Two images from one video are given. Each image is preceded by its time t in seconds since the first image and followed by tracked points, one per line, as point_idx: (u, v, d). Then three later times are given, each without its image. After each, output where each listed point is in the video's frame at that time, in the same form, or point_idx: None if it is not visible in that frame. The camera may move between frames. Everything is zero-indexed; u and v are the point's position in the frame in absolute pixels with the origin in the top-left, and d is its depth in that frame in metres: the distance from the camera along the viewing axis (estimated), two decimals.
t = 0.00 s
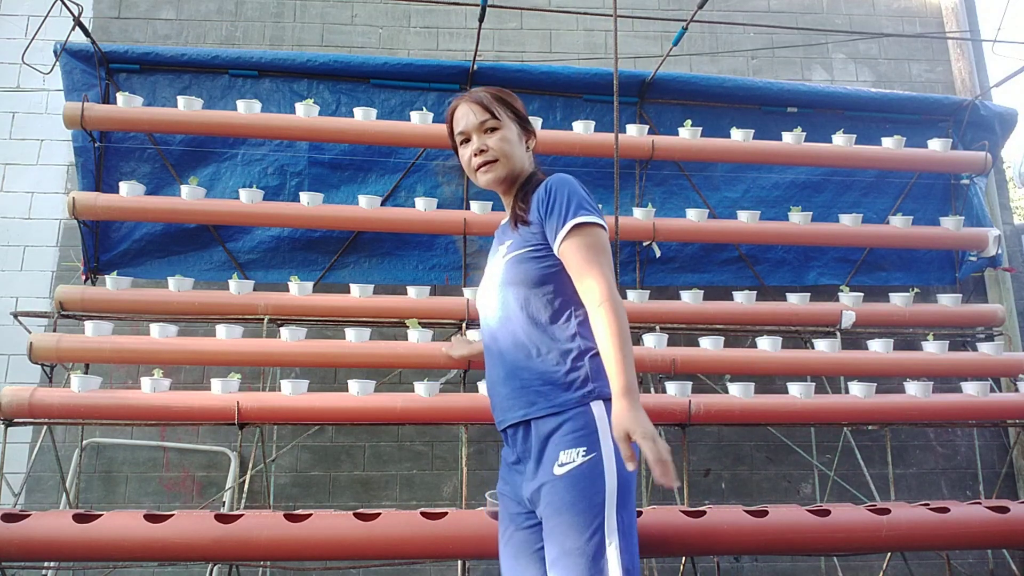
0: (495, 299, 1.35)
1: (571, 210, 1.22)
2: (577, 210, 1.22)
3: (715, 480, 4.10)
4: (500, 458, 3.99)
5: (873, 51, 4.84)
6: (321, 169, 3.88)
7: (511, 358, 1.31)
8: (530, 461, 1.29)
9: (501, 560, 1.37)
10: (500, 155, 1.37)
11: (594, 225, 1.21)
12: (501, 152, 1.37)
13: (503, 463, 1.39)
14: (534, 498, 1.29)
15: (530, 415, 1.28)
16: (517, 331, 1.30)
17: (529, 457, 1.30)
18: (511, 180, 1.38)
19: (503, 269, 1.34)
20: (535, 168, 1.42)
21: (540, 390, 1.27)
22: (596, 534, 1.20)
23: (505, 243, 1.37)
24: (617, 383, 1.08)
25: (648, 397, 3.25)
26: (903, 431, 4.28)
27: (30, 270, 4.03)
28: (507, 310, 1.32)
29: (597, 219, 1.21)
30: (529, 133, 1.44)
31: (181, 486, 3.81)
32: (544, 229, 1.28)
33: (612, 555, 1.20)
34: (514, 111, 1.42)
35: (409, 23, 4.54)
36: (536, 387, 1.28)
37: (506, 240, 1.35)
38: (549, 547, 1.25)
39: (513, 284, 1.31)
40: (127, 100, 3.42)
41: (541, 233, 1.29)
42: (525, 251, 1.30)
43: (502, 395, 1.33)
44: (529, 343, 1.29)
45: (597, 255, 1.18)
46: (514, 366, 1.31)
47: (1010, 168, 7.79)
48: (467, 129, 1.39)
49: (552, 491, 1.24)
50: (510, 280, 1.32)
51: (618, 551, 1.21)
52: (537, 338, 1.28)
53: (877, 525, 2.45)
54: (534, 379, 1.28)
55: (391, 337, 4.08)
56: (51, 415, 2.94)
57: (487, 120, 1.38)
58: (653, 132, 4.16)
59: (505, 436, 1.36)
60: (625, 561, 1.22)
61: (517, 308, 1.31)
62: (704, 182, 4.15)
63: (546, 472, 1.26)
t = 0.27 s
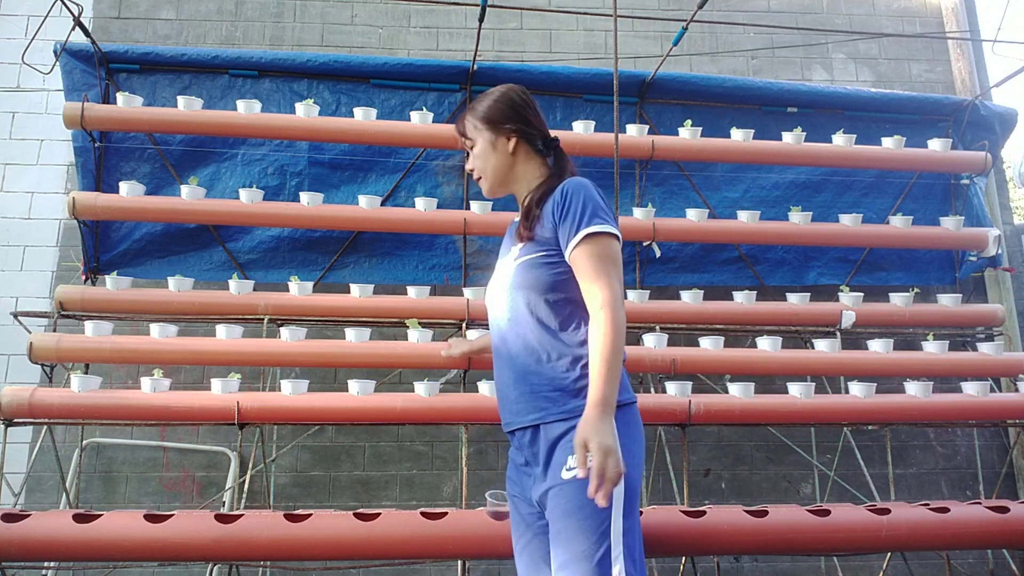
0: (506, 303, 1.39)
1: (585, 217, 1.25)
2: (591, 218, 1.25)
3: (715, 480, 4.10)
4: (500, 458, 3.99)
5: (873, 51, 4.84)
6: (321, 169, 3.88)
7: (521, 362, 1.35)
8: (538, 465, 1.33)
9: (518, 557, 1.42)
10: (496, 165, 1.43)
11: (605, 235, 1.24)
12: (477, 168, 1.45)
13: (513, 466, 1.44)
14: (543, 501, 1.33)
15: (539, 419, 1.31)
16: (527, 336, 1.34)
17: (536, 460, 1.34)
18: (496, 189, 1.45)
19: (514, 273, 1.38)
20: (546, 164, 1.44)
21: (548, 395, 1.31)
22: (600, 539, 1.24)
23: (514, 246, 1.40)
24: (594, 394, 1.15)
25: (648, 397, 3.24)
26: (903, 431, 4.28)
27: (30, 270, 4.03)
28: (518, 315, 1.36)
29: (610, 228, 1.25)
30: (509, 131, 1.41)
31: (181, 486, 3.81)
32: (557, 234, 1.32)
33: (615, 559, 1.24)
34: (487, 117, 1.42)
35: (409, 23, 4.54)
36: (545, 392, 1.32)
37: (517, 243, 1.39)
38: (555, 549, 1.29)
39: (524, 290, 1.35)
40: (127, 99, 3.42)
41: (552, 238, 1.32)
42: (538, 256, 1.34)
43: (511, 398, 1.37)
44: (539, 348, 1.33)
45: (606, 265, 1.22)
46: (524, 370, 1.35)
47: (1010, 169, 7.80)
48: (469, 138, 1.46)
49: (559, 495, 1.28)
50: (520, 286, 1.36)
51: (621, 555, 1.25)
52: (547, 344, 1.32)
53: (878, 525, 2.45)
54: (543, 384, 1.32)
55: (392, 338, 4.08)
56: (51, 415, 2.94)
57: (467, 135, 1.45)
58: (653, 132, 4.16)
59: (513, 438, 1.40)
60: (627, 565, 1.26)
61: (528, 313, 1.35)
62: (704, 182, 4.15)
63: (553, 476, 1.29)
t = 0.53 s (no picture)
0: (507, 305, 1.40)
1: (584, 219, 1.26)
2: (590, 219, 1.26)
3: (715, 480, 4.10)
4: (500, 458, 3.99)
5: (873, 51, 4.84)
6: (321, 169, 3.88)
7: (521, 364, 1.36)
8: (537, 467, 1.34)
9: (523, 558, 1.44)
10: (498, 168, 1.44)
11: (601, 239, 1.25)
12: (485, 169, 1.48)
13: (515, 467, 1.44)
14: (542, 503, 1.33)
15: (537, 422, 1.32)
16: (526, 338, 1.35)
17: (534, 463, 1.34)
18: (501, 190, 1.47)
19: (514, 275, 1.38)
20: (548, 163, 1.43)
21: (547, 397, 1.32)
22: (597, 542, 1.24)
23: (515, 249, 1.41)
24: (587, 403, 1.19)
25: (649, 397, 3.24)
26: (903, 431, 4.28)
27: (30, 270, 4.03)
28: (517, 317, 1.37)
29: (608, 232, 1.25)
30: (508, 133, 1.41)
31: (181, 486, 3.81)
32: (555, 236, 1.32)
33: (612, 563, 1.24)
34: (489, 120, 1.43)
35: (409, 23, 4.54)
36: (543, 395, 1.32)
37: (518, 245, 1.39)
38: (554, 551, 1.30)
39: (523, 292, 1.36)
40: (127, 99, 3.42)
41: (551, 240, 1.33)
42: (539, 258, 1.35)
43: (511, 401, 1.38)
44: (538, 350, 1.34)
45: (602, 270, 1.23)
46: (523, 372, 1.36)
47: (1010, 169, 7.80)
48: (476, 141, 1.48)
49: (556, 498, 1.28)
50: (520, 288, 1.37)
51: (619, 558, 1.25)
52: (547, 346, 1.33)
53: (878, 525, 2.45)
54: (541, 386, 1.33)
55: (392, 337, 4.08)
56: (51, 415, 2.94)
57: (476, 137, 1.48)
58: (653, 132, 4.16)
59: (513, 440, 1.40)
60: (626, 568, 1.26)
61: (527, 315, 1.35)
62: (704, 182, 4.15)
63: (551, 478, 1.30)
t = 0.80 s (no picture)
0: (508, 306, 1.40)
1: (577, 219, 1.26)
2: (584, 219, 1.26)
3: (715, 480, 4.10)
4: (500, 458, 3.99)
5: (873, 51, 4.84)
6: (321, 169, 3.88)
7: (520, 364, 1.36)
8: (535, 467, 1.34)
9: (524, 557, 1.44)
10: (498, 169, 1.45)
11: (596, 240, 1.25)
12: (485, 172, 1.49)
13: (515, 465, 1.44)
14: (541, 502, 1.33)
15: (535, 421, 1.32)
16: (526, 338, 1.35)
17: (533, 463, 1.34)
18: (501, 192, 1.48)
19: (515, 276, 1.39)
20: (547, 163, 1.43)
21: (545, 397, 1.32)
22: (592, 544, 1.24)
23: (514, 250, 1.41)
24: (579, 407, 1.17)
25: (649, 397, 3.24)
26: (903, 431, 4.28)
27: (30, 270, 4.03)
28: (518, 316, 1.37)
29: (603, 232, 1.25)
30: (507, 134, 1.42)
31: (181, 486, 3.81)
32: (550, 237, 1.32)
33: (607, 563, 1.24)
34: (488, 123, 1.44)
35: (409, 23, 4.54)
36: (542, 395, 1.32)
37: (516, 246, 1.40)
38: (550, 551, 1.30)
39: (523, 292, 1.36)
40: (127, 100, 3.42)
41: (547, 241, 1.33)
42: (538, 259, 1.35)
43: (510, 400, 1.38)
44: (537, 350, 1.34)
45: (595, 271, 1.23)
46: (523, 372, 1.36)
47: (1010, 168, 7.80)
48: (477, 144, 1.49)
49: (554, 498, 1.28)
50: (521, 288, 1.37)
51: (613, 560, 1.25)
52: (546, 346, 1.33)
53: (878, 525, 2.45)
54: (540, 386, 1.33)
55: (391, 337, 4.08)
56: (51, 415, 2.94)
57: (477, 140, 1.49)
58: (653, 132, 4.17)
59: (513, 439, 1.40)
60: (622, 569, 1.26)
61: (527, 316, 1.35)
62: (704, 182, 4.15)
63: (548, 478, 1.29)
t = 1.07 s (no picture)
0: (510, 305, 1.40)
1: (579, 218, 1.26)
2: (586, 218, 1.26)
3: (715, 480, 4.10)
4: (500, 458, 3.99)
5: (873, 51, 4.84)
6: (321, 169, 3.88)
7: (521, 363, 1.36)
8: (534, 466, 1.34)
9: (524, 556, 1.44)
10: (502, 169, 1.45)
11: (597, 239, 1.24)
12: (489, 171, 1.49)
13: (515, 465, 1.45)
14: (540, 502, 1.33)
15: (535, 421, 1.32)
16: (527, 337, 1.35)
17: (532, 462, 1.34)
18: (505, 192, 1.48)
19: (517, 275, 1.39)
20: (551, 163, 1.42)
21: (545, 397, 1.32)
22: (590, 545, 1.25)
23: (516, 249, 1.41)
24: (564, 404, 1.17)
25: (649, 397, 3.24)
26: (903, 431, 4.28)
27: (30, 270, 4.03)
28: (520, 316, 1.37)
29: (605, 231, 1.25)
30: (512, 133, 1.42)
31: (181, 486, 3.81)
32: (553, 235, 1.32)
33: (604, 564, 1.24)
34: (493, 122, 1.44)
35: (409, 23, 4.54)
36: (542, 394, 1.32)
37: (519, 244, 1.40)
38: (548, 551, 1.30)
39: (526, 291, 1.36)
40: (127, 100, 3.42)
41: (549, 239, 1.33)
42: (540, 258, 1.35)
43: (510, 399, 1.38)
44: (538, 350, 1.34)
45: (594, 269, 1.23)
46: (523, 372, 1.36)
47: (1011, 169, 7.80)
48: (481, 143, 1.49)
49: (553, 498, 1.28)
50: (523, 286, 1.37)
51: (611, 561, 1.25)
52: (547, 345, 1.33)
53: (878, 525, 2.45)
54: (540, 385, 1.33)
55: (391, 337, 4.08)
56: (51, 415, 2.94)
57: (480, 140, 1.49)
58: (653, 132, 4.16)
59: (513, 438, 1.40)
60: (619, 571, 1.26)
61: (529, 314, 1.35)
62: (704, 182, 4.15)
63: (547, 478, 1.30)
